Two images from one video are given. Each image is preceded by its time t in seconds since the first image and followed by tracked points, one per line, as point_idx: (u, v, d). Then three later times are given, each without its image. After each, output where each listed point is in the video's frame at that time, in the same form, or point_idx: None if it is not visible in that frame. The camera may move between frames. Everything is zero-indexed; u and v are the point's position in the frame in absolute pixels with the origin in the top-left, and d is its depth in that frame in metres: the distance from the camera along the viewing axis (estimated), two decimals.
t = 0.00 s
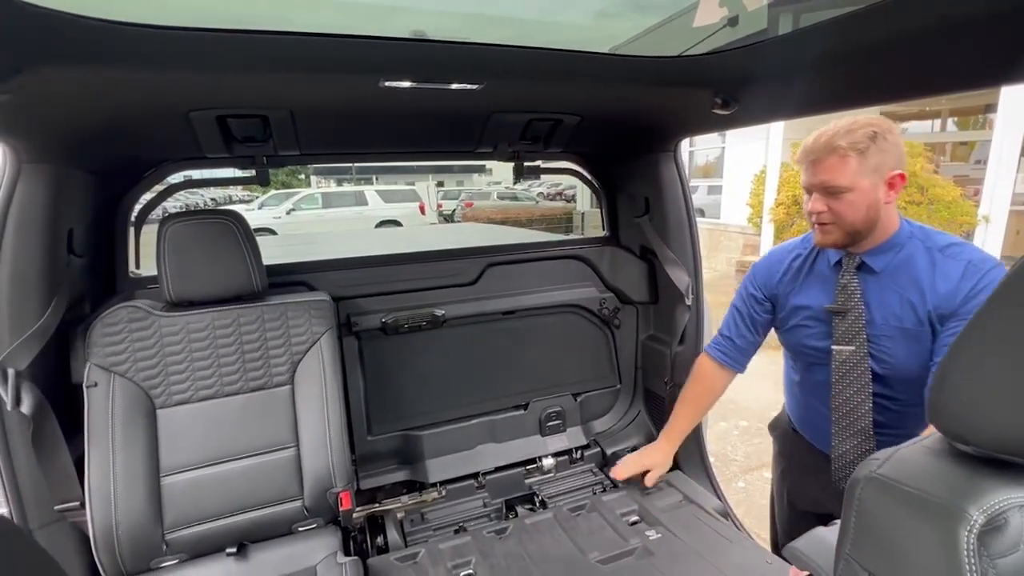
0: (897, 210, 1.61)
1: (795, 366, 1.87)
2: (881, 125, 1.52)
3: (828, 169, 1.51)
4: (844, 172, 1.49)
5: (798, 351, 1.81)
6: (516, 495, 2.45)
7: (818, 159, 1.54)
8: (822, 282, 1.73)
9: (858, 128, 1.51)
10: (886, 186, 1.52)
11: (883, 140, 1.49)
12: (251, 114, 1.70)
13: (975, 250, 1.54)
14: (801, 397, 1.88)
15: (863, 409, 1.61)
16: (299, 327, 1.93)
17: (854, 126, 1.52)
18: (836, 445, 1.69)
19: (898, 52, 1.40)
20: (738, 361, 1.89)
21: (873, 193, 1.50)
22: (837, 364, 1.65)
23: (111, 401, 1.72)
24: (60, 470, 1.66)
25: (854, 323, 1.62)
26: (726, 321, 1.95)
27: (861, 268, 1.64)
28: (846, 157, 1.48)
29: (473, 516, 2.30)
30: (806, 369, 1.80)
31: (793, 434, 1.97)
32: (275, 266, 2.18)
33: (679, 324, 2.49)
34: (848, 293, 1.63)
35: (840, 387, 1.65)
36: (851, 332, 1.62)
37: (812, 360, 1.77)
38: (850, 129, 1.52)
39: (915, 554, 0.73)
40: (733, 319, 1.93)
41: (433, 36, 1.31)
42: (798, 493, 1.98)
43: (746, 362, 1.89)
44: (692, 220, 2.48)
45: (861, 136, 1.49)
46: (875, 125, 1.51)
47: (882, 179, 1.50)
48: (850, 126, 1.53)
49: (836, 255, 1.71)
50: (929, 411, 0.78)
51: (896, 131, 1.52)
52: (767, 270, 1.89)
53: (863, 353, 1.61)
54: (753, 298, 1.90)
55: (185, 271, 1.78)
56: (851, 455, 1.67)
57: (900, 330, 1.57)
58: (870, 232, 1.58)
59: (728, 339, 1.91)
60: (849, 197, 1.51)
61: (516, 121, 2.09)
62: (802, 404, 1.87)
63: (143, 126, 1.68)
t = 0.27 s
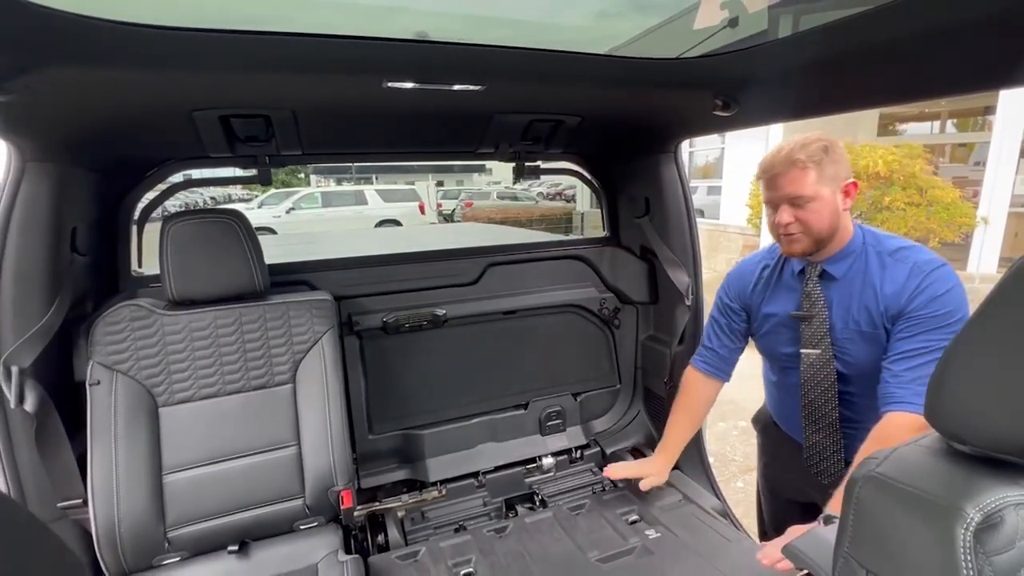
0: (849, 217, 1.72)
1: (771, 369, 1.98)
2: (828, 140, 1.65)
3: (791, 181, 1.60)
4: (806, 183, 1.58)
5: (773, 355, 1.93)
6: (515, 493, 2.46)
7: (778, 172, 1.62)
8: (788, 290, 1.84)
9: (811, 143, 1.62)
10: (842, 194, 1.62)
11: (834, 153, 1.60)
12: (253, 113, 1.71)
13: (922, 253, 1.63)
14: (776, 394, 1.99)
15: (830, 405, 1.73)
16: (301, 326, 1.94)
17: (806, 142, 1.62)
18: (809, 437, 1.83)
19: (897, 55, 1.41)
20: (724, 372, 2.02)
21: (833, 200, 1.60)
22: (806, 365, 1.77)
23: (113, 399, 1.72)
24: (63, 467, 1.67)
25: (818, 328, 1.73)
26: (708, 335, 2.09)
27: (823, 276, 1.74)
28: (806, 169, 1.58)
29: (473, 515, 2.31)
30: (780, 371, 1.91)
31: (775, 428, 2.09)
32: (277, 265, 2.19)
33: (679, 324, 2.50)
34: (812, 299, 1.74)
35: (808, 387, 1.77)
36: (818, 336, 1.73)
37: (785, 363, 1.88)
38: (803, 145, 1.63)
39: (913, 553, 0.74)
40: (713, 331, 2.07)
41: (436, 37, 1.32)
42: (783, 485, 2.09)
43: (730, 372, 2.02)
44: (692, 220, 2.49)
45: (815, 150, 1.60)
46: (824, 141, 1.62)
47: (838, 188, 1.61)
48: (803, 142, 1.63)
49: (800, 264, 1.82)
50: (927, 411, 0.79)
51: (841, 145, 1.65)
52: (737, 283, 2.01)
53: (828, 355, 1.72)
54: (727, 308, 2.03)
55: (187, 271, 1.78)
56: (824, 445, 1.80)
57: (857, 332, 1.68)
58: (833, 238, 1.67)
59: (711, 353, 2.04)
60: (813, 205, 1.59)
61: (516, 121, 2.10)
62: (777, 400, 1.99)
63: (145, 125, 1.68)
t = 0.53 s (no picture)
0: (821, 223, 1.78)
1: (756, 372, 2.02)
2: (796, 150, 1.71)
3: (771, 189, 1.62)
4: (785, 189, 1.62)
5: (757, 358, 1.96)
6: (515, 493, 2.47)
7: (755, 182, 1.65)
8: (766, 296, 1.87)
9: (782, 153, 1.66)
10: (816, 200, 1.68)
11: (804, 161, 1.65)
12: (258, 116, 1.73)
13: (892, 260, 1.66)
14: (761, 394, 2.02)
15: (809, 407, 1.77)
16: (304, 327, 1.96)
17: (778, 152, 1.67)
18: (788, 437, 1.87)
19: (892, 62, 1.44)
20: (715, 375, 2.06)
21: (810, 205, 1.65)
22: (786, 368, 1.80)
23: (119, 398, 1.74)
24: (68, 465, 1.69)
25: (797, 332, 1.75)
26: (696, 340, 2.14)
27: (800, 283, 1.76)
28: (784, 176, 1.62)
29: (474, 514, 2.33)
30: (764, 373, 1.95)
31: (760, 428, 2.12)
32: (279, 266, 2.21)
33: (678, 326, 2.53)
34: (789, 305, 1.76)
35: (787, 389, 1.81)
36: (796, 340, 1.76)
37: (768, 365, 1.92)
38: (775, 155, 1.67)
39: (904, 547, 0.76)
40: (701, 336, 2.12)
41: (441, 42, 1.34)
42: (771, 483, 2.12)
43: (722, 374, 2.06)
44: (691, 222, 2.49)
45: (787, 159, 1.64)
46: (793, 151, 1.68)
47: (812, 193, 1.66)
48: (774, 153, 1.68)
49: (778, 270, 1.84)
50: (921, 411, 0.82)
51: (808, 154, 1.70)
52: (724, 288, 2.04)
53: (806, 359, 1.75)
54: (713, 313, 2.09)
55: (191, 271, 1.80)
56: (802, 447, 1.84)
57: (831, 337, 1.71)
58: (813, 243, 1.71)
59: (702, 357, 2.10)
60: (794, 211, 1.63)
61: (517, 124, 2.12)
62: (761, 399, 2.03)
63: (153, 127, 1.70)
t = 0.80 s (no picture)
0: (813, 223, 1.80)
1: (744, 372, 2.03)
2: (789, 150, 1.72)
3: (766, 189, 1.64)
4: (779, 190, 1.63)
5: (747, 357, 1.98)
6: (512, 493, 2.49)
7: (749, 181, 1.66)
8: (758, 295, 1.89)
9: (776, 153, 1.68)
10: (808, 200, 1.70)
11: (797, 162, 1.68)
12: (257, 120, 1.74)
13: (881, 261, 1.68)
14: (749, 393, 2.05)
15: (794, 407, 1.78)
16: (301, 328, 1.97)
17: (772, 152, 1.69)
18: (773, 438, 1.88)
19: (883, 69, 1.46)
20: (710, 374, 2.07)
21: (802, 206, 1.67)
22: (774, 367, 1.81)
23: (118, 399, 1.75)
24: (68, 466, 1.70)
25: (787, 330, 1.77)
26: (690, 340, 2.16)
27: (791, 282, 1.78)
28: (777, 176, 1.63)
29: (471, 514, 2.35)
30: (753, 372, 1.97)
31: (749, 428, 2.14)
32: (278, 268, 2.22)
33: (672, 327, 2.55)
34: (781, 304, 1.78)
35: (773, 388, 1.82)
36: (786, 338, 1.78)
37: (756, 363, 1.94)
38: (769, 155, 1.69)
39: (884, 546, 0.78)
40: (695, 336, 2.14)
41: (438, 48, 1.36)
42: (763, 482, 2.13)
43: (717, 373, 2.07)
44: (686, 224, 2.52)
45: (780, 159, 1.66)
46: (787, 151, 1.70)
47: (805, 193, 1.68)
48: (768, 153, 1.70)
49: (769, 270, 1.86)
50: (904, 415, 0.86)
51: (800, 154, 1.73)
52: (718, 289, 2.06)
53: (795, 357, 1.77)
54: (707, 312, 2.11)
55: (191, 273, 1.82)
56: (789, 447, 1.85)
57: (822, 337, 1.73)
58: (805, 242, 1.73)
59: (697, 357, 2.10)
60: (787, 211, 1.65)
61: (514, 128, 2.14)
62: (750, 398, 2.05)
63: (153, 131, 1.72)
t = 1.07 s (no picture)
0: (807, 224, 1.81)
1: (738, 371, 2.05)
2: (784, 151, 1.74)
3: (760, 188, 1.65)
4: (773, 188, 1.65)
5: (740, 356, 1.99)
6: (505, 492, 2.51)
7: (743, 181, 1.68)
8: (751, 294, 1.91)
9: (770, 154, 1.70)
10: (802, 200, 1.72)
11: (791, 162, 1.70)
12: (249, 120, 1.75)
13: (873, 262, 1.70)
14: (742, 392, 2.06)
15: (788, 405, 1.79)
16: (294, 328, 1.98)
17: (766, 153, 1.71)
18: (767, 435, 1.90)
19: (870, 72, 1.47)
20: (703, 373, 2.09)
21: (796, 205, 1.69)
22: (768, 367, 1.83)
23: (109, 399, 1.76)
24: (59, 466, 1.71)
25: (779, 330, 1.79)
26: (684, 339, 2.17)
27: (785, 282, 1.80)
28: (771, 176, 1.65)
29: (464, 512, 2.36)
30: (746, 371, 1.98)
31: (742, 427, 2.16)
32: (271, 268, 2.23)
33: (664, 327, 2.57)
34: (774, 304, 1.80)
35: (767, 387, 1.84)
36: (779, 337, 1.79)
37: (750, 363, 1.95)
38: (763, 155, 1.71)
39: (861, 546, 0.80)
40: (689, 334, 2.15)
41: (428, 51, 1.36)
42: (753, 481, 2.15)
43: (710, 372, 2.09)
44: (678, 224, 2.54)
45: (774, 159, 1.68)
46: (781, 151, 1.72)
47: (798, 193, 1.70)
48: (762, 153, 1.72)
49: (763, 269, 1.88)
50: (885, 417, 0.87)
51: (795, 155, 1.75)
52: (711, 288, 2.07)
53: (788, 356, 1.78)
54: (700, 311, 2.12)
55: (183, 273, 1.82)
56: (781, 445, 1.87)
57: (814, 336, 1.75)
58: (798, 242, 1.75)
59: (690, 355, 2.12)
60: (781, 210, 1.66)
61: (507, 129, 2.15)
62: (743, 398, 2.06)
63: (144, 131, 1.72)
